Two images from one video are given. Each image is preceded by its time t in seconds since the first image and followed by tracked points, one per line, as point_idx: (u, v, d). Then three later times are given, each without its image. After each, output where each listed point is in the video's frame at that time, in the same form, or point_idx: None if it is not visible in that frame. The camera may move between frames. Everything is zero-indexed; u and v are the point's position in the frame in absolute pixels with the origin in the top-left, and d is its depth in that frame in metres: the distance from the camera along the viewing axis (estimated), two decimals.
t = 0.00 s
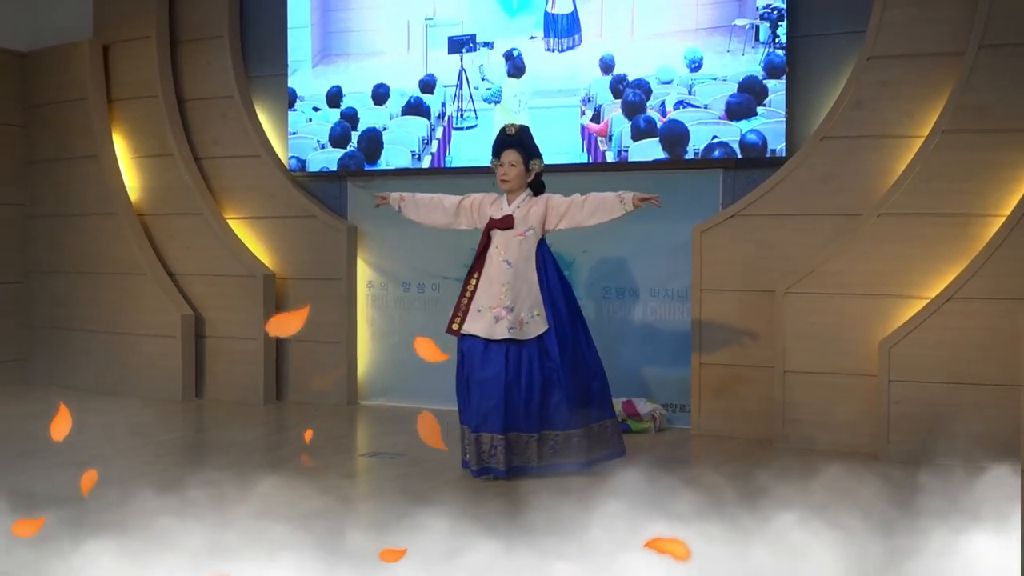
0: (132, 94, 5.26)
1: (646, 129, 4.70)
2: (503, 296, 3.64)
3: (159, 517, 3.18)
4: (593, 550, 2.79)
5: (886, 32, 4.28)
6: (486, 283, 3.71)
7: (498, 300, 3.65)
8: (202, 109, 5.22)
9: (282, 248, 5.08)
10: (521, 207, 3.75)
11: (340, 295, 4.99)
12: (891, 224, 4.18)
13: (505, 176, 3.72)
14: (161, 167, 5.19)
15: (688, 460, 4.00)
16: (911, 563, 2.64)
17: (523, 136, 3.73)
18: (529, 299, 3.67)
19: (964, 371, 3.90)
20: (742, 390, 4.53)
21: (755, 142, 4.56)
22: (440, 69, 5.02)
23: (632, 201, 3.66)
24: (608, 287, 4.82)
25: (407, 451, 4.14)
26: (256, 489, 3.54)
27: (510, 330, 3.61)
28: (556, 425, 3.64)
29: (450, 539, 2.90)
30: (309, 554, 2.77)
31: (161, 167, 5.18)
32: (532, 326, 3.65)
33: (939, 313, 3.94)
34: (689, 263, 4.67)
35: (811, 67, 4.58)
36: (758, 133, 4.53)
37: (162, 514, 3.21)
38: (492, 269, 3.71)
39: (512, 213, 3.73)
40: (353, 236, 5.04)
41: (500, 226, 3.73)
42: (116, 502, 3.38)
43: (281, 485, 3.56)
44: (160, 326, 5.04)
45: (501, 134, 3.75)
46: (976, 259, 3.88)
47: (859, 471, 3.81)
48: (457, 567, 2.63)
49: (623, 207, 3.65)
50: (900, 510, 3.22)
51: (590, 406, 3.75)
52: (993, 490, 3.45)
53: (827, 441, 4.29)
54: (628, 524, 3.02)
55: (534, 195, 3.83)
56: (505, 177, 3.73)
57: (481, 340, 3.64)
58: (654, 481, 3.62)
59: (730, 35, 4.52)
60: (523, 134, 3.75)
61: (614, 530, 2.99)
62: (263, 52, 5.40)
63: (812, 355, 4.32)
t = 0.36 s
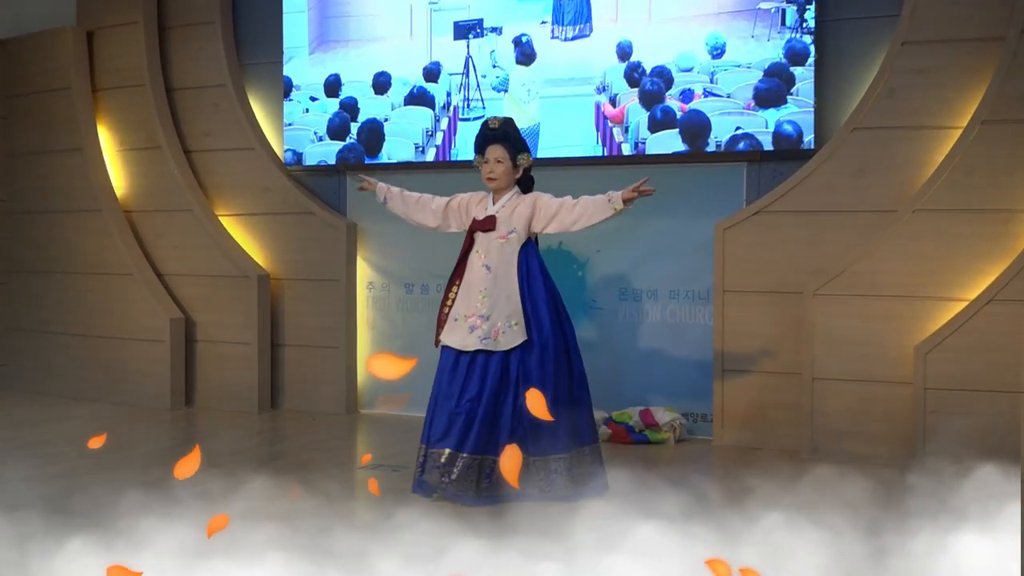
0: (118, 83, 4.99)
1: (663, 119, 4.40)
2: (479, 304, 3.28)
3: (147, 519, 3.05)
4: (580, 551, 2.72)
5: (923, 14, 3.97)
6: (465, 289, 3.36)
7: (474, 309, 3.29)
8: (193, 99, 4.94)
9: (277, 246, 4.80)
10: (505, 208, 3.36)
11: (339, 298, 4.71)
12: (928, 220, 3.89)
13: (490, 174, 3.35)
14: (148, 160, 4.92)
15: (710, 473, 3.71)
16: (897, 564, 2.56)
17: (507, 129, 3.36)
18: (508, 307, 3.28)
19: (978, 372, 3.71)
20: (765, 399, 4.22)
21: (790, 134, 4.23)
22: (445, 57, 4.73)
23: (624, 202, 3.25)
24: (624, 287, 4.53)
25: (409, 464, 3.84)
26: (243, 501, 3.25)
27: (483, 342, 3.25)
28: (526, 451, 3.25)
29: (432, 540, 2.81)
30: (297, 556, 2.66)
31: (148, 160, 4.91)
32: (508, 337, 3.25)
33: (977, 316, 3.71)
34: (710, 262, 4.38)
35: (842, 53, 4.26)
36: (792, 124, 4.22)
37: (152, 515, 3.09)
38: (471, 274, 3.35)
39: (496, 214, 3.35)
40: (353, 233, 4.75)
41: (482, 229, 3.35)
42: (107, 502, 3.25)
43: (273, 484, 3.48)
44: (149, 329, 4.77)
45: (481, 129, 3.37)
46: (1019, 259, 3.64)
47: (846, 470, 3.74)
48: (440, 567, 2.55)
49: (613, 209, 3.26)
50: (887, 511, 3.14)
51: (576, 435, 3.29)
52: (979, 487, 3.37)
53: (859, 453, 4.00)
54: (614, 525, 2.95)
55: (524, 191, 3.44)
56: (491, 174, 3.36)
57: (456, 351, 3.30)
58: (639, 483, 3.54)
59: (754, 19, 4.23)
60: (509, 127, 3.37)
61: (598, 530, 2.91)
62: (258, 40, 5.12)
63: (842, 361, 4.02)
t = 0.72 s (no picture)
0: (115, 75, 4.78)
1: (687, 112, 4.17)
2: (460, 302, 3.00)
3: (133, 517, 2.95)
4: (568, 552, 2.65)
5: None
6: (445, 285, 3.08)
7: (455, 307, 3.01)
8: (194, 91, 4.72)
9: (283, 245, 4.59)
10: (489, 199, 3.08)
11: (348, 300, 4.48)
12: (972, 217, 3.66)
13: (475, 162, 3.07)
14: (147, 155, 4.71)
15: (742, 484, 3.49)
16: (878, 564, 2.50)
17: (491, 115, 3.07)
18: (491, 306, 2.99)
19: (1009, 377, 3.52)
20: (797, 406, 3.98)
21: (831, 128, 4.00)
22: (459, 46, 4.50)
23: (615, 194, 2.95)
24: (647, 288, 4.31)
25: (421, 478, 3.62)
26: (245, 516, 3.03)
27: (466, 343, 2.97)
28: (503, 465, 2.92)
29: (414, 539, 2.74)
30: (283, 554, 2.58)
31: (147, 155, 4.70)
32: (493, 338, 2.96)
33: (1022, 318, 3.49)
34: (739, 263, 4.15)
35: (879, 41, 4.02)
36: (833, 117, 3.98)
37: (138, 513, 2.98)
38: (451, 270, 3.07)
39: (479, 206, 3.08)
40: (363, 232, 4.53)
41: (464, 221, 3.08)
42: (96, 499, 3.16)
43: (262, 484, 3.40)
44: (149, 332, 4.56)
45: (463, 114, 3.10)
46: None
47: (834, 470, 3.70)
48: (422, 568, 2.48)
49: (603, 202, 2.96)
50: (875, 510, 3.06)
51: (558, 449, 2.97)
52: (968, 481, 3.30)
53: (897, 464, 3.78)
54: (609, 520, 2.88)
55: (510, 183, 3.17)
56: (475, 163, 3.08)
57: (434, 353, 3.03)
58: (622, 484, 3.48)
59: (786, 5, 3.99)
60: (494, 112, 3.09)
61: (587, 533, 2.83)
62: (262, 29, 4.90)
63: (879, 367, 3.79)
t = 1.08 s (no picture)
0: (140, 77, 4.81)
1: (710, 113, 4.16)
2: (481, 308, 2.95)
3: (118, 518, 2.97)
4: (554, 552, 2.66)
5: None
6: (457, 289, 3.01)
7: (474, 313, 2.95)
8: (220, 93, 4.75)
9: (307, 246, 4.60)
10: (496, 200, 3.03)
11: (372, 301, 4.49)
12: (1000, 218, 3.63)
13: (475, 160, 3.02)
14: (173, 157, 4.73)
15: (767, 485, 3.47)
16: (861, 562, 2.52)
17: (493, 112, 3.04)
18: (511, 313, 2.98)
19: None
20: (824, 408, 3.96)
21: (858, 128, 3.96)
22: (483, 47, 4.51)
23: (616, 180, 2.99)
24: (673, 289, 4.29)
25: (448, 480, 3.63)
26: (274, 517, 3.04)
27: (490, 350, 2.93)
28: (523, 470, 2.90)
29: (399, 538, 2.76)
30: (271, 554, 2.61)
31: (173, 156, 4.72)
32: (515, 345, 2.96)
33: None
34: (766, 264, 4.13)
35: (904, 45, 4.00)
36: (861, 117, 3.94)
37: (125, 514, 3.01)
38: (465, 274, 3.00)
39: (487, 207, 3.03)
40: (387, 233, 4.54)
41: (473, 223, 3.02)
42: (82, 502, 3.18)
43: (249, 483, 3.44)
44: (175, 333, 4.59)
45: (465, 110, 3.05)
46: None
47: (821, 471, 3.72)
48: (406, 567, 2.50)
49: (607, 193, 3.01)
50: (864, 510, 3.07)
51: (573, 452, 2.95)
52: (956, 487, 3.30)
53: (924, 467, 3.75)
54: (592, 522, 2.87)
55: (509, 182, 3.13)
56: (476, 160, 3.03)
57: (451, 357, 2.93)
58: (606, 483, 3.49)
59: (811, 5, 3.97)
60: (495, 109, 3.05)
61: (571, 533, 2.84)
62: (287, 31, 4.91)
63: (906, 368, 3.77)
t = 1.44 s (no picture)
0: (169, 80, 4.86)
1: (733, 115, 4.17)
2: (472, 308, 2.78)
3: (105, 518, 3.01)
4: (541, 552, 2.66)
5: None
6: (448, 289, 2.82)
7: (464, 313, 2.78)
8: (247, 95, 4.79)
9: (334, 247, 4.65)
10: (489, 199, 2.86)
11: (398, 301, 4.52)
12: None
13: (468, 157, 2.86)
14: (201, 158, 4.79)
15: (794, 484, 3.49)
16: (851, 563, 2.53)
17: (490, 108, 2.87)
18: (504, 311, 2.83)
19: None
20: (848, 407, 3.96)
21: (881, 129, 3.96)
22: (508, 49, 4.53)
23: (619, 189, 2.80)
24: (697, 289, 4.31)
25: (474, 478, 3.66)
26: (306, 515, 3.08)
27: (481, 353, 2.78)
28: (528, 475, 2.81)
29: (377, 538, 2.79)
30: (256, 554, 2.65)
31: (202, 158, 4.78)
32: (509, 345, 2.81)
33: None
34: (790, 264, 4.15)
35: (928, 49, 3.99)
36: (883, 118, 3.93)
37: (111, 514, 3.05)
38: (454, 273, 2.82)
39: (478, 206, 2.86)
40: (414, 234, 4.58)
41: (462, 221, 2.85)
42: (71, 502, 3.21)
43: (234, 482, 3.48)
44: (204, 332, 4.64)
45: (461, 105, 2.89)
46: None
47: (809, 470, 3.72)
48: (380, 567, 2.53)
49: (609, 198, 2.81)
50: (851, 510, 3.07)
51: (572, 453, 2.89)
52: (944, 491, 3.30)
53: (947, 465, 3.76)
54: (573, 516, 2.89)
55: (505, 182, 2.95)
56: (469, 158, 2.87)
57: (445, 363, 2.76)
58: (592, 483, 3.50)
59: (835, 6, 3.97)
60: (493, 106, 2.88)
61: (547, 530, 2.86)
62: (314, 33, 4.96)
63: (931, 368, 3.77)
